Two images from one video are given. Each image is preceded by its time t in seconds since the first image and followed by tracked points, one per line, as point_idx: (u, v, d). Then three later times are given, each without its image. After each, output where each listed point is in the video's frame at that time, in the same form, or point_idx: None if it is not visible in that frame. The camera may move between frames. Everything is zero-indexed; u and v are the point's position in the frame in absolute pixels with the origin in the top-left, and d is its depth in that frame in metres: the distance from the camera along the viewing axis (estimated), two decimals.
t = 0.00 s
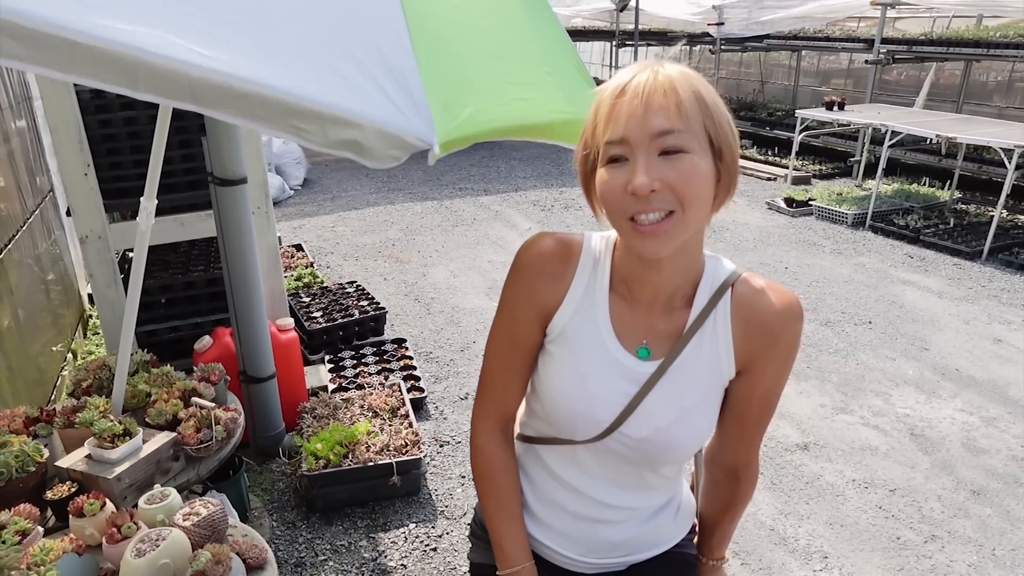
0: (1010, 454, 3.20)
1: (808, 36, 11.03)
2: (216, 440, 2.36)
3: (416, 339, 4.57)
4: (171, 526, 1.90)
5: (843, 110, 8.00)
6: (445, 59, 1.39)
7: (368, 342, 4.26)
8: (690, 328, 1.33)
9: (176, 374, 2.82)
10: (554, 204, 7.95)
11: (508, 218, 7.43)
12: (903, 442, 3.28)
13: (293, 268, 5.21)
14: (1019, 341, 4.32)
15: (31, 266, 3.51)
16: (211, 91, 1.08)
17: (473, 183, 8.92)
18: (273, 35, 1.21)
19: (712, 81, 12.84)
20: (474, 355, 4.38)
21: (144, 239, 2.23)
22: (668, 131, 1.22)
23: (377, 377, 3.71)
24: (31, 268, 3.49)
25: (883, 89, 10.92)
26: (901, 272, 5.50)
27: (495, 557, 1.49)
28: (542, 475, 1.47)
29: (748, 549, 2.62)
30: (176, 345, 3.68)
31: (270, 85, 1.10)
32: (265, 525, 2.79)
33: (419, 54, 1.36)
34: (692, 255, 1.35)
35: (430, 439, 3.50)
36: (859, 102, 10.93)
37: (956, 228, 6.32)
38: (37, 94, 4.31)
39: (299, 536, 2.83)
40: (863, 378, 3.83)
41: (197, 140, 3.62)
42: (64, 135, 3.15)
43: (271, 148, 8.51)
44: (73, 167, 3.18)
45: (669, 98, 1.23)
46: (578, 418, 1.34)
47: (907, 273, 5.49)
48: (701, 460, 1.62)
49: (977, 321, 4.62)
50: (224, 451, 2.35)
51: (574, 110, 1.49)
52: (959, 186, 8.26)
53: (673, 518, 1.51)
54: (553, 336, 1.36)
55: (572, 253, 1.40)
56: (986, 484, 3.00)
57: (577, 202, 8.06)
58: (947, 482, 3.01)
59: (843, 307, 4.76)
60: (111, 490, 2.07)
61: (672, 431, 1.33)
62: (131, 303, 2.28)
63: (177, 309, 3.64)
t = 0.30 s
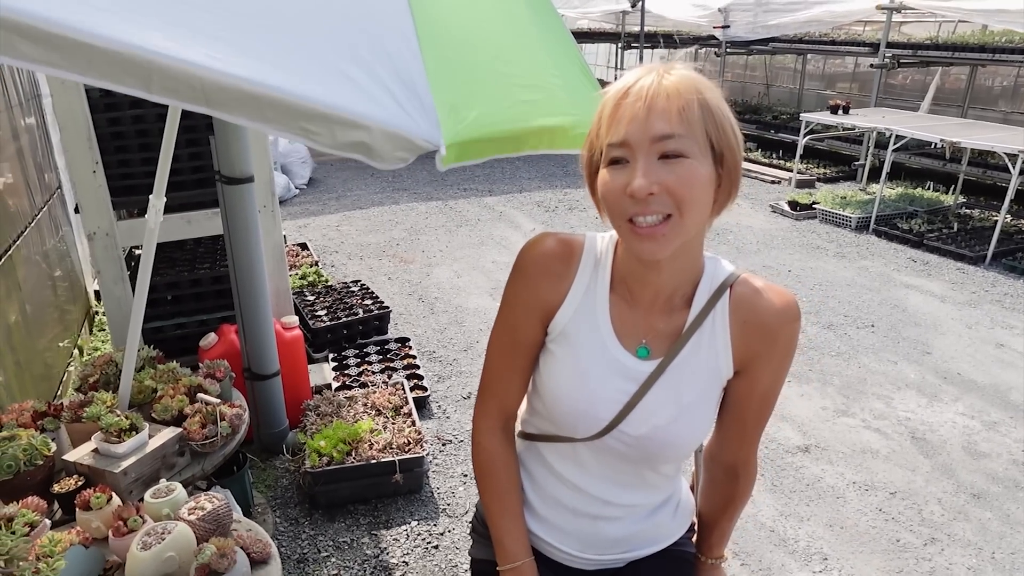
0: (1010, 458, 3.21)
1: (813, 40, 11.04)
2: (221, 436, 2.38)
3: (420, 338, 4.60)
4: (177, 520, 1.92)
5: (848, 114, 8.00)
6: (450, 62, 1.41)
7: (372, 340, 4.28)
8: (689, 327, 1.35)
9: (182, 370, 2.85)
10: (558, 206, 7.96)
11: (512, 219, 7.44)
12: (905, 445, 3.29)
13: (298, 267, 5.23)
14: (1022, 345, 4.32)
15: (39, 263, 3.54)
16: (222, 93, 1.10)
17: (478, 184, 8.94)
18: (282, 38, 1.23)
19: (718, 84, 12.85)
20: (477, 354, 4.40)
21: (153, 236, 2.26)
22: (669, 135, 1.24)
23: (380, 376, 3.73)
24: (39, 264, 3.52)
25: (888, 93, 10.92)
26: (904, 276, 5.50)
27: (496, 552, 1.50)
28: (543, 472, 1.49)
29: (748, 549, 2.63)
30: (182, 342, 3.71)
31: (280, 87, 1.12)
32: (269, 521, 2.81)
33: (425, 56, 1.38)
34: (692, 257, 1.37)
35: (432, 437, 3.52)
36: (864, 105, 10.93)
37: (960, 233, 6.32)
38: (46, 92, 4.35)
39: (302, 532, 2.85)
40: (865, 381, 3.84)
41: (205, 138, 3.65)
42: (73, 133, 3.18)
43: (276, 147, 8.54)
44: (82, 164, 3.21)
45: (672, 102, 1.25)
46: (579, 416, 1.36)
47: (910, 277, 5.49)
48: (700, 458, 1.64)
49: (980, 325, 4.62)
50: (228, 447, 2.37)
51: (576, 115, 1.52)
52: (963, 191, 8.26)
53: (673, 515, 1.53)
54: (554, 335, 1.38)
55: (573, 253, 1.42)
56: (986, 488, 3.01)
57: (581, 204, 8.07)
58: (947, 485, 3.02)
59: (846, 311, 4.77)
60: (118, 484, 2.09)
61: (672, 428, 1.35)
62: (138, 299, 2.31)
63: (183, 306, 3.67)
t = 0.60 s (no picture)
0: (1010, 465, 3.21)
1: (820, 46, 11.05)
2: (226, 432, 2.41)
3: (423, 339, 4.63)
4: (182, 514, 1.95)
5: (854, 120, 8.01)
6: (454, 66, 1.44)
7: (376, 341, 4.31)
8: (689, 329, 1.37)
9: (188, 367, 2.88)
10: (563, 209, 7.99)
11: (517, 221, 7.47)
12: (905, 450, 3.30)
13: (303, 267, 5.27)
14: None
15: (48, 260, 3.58)
16: (233, 94, 1.12)
17: (483, 186, 8.97)
18: (291, 42, 1.26)
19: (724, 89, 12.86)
20: (480, 355, 4.43)
21: (162, 235, 2.29)
22: (676, 138, 1.26)
23: (384, 376, 3.76)
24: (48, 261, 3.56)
25: (894, 99, 10.91)
26: (907, 282, 5.51)
27: (496, 549, 1.52)
28: (543, 471, 1.51)
29: (747, 552, 2.64)
30: (188, 340, 3.74)
31: (289, 90, 1.15)
32: (272, 517, 2.84)
33: (430, 62, 1.42)
34: (693, 260, 1.40)
35: (434, 437, 3.55)
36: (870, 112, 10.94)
37: (964, 240, 6.32)
38: (57, 91, 4.40)
39: (304, 529, 2.88)
40: (866, 387, 3.85)
41: (213, 138, 3.69)
42: (84, 132, 3.22)
43: (283, 148, 8.59)
44: (92, 163, 3.25)
45: (679, 106, 1.28)
46: (579, 416, 1.38)
47: (914, 283, 5.49)
48: (698, 459, 1.66)
49: (982, 332, 4.62)
50: (234, 444, 2.39)
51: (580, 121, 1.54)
52: (968, 198, 8.25)
53: (670, 515, 1.55)
54: (556, 335, 1.40)
55: (575, 256, 1.45)
56: (986, 493, 3.02)
57: (585, 207, 8.10)
58: (947, 491, 3.03)
59: (849, 316, 4.78)
60: (124, 478, 2.13)
61: (670, 429, 1.37)
62: (146, 297, 2.34)
63: (189, 304, 3.71)
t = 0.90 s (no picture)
0: (1013, 469, 3.21)
1: (826, 50, 11.05)
2: (232, 430, 2.44)
3: (428, 340, 4.66)
4: (188, 509, 1.97)
5: (860, 125, 8.01)
6: (457, 69, 1.47)
7: (381, 341, 4.34)
8: (689, 329, 1.39)
9: (195, 365, 2.91)
10: (569, 212, 8.01)
11: (522, 224, 7.50)
12: (907, 454, 3.30)
13: (310, 268, 5.31)
14: None
15: (58, 260, 3.63)
16: (242, 94, 1.15)
17: (489, 189, 9.01)
18: (299, 41, 1.29)
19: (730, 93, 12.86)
20: (484, 357, 4.45)
21: (170, 234, 2.32)
22: (692, 144, 1.29)
23: (388, 376, 3.79)
24: (58, 261, 3.61)
25: (901, 104, 10.90)
26: (912, 287, 5.51)
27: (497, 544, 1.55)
28: (543, 468, 1.54)
29: (748, 554, 2.65)
30: (195, 339, 3.78)
31: (296, 90, 1.17)
32: (277, 515, 2.86)
33: (434, 65, 1.44)
34: (695, 260, 1.42)
35: (438, 437, 3.57)
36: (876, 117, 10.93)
37: (969, 245, 6.31)
38: (68, 93, 4.46)
39: (308, 527, 2.90)
40: (869, 391, 3.85)
41: (222, 140, 3.73)
42: (95, 132, 3.27)
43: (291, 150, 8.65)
44: (102, 164, 3.29)
45: (694, 112, 1.30)
46: (579, 414, 1.40)
47: (918, 288, 5.49)
48: (697, 458, 1.67)
49: (986, 337, 4.62)
50: (240, 441, 2.43)
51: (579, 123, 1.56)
52: (975, 204, 8.23)
53: (669, 513, 1.56)
54: (557, 335, 1.42)
55: (577, 256, 1.46)
56: (988, 497, 3.02)
57: (591, 210, 8.12)
58: (948, 495, 3.03)
59: (853, 320, 4.78)
60: (132, 473, 2.15)
61: (669, 427, 1.39)
62: (155, 295, 2.37)
63: (197, 303, 3.75)
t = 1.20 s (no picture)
0: (1016, 472, 3.21)
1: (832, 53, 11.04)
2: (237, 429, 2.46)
3: (432, 341, 4.68)
4: (193, 507, 2.00)
5: (865, 127, 8.00)
6: (458, 71, 1.49)
7: (386, 342, 4.36)
8: (690, 329, 1.41)
9: (201, 365, 2.94)
10: (573, 214, 8.03)
11: (527, 226, 7.52)
12: (910, 456, 3.30)
13: (315, 270, 5.34)
14: None
15: (66, 261, 3.67)
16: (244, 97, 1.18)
17: (494, 191, 9.03)
18: (302, 44, 1.31)
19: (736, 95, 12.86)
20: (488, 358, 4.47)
21: (177, 235, 2.35)
22: (717, 154, 1.31)
23: (393, 377, 3.80)
24: (66, 262, 3.65)
25: (906, 107, 10.88)
26: (916, 289, 5.50)
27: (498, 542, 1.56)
28: (545, 466, 1.55)
29: (749, 555, 2.66)
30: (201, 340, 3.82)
31: (298, 92, 1.20)
32: (281, 514, 2.89)
33: (435, 68, 1.47)
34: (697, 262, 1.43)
35: (442, 438, 3.59)
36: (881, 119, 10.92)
37: (974, 248, 6.30)
38: (77, 96, 4.51)
39: (313, 526, 2.92)
40: (872, 393, 3.85)
41: (228, 143, 3.77)
42: (103, 135, 3.30)
43: (297, 152, 8.70)
44: (110, 166, 3.33)
45: (716, 121, 1.31)
46: (581, 413, 1.42)
47: (923, 291, 5.48)
48: (698, 457, 1.68)
49: (991, 340, 4.61)
50: (245, 440, 2.44)
51: (577, 124, 1.58)
52: (980, 206, 8.21)
53: (670, 511, 1.58)
54: (558, 336, 1.44)
55: (577, 258, 1.48)
56: (990, 500, 3.02)
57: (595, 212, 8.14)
58: (951, 497, 3.03)
59: (857, 323, 4.78)
60: (138, 472, 2.18)
61: (669, 426, 1.41)
62: (161, 296, 2.39)
63: (203, 304, 3.78)
